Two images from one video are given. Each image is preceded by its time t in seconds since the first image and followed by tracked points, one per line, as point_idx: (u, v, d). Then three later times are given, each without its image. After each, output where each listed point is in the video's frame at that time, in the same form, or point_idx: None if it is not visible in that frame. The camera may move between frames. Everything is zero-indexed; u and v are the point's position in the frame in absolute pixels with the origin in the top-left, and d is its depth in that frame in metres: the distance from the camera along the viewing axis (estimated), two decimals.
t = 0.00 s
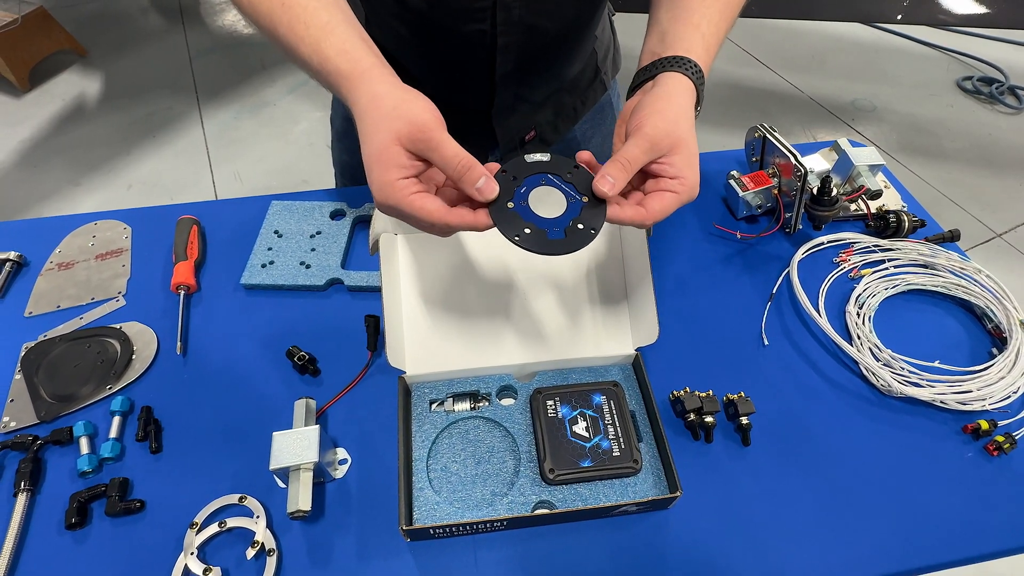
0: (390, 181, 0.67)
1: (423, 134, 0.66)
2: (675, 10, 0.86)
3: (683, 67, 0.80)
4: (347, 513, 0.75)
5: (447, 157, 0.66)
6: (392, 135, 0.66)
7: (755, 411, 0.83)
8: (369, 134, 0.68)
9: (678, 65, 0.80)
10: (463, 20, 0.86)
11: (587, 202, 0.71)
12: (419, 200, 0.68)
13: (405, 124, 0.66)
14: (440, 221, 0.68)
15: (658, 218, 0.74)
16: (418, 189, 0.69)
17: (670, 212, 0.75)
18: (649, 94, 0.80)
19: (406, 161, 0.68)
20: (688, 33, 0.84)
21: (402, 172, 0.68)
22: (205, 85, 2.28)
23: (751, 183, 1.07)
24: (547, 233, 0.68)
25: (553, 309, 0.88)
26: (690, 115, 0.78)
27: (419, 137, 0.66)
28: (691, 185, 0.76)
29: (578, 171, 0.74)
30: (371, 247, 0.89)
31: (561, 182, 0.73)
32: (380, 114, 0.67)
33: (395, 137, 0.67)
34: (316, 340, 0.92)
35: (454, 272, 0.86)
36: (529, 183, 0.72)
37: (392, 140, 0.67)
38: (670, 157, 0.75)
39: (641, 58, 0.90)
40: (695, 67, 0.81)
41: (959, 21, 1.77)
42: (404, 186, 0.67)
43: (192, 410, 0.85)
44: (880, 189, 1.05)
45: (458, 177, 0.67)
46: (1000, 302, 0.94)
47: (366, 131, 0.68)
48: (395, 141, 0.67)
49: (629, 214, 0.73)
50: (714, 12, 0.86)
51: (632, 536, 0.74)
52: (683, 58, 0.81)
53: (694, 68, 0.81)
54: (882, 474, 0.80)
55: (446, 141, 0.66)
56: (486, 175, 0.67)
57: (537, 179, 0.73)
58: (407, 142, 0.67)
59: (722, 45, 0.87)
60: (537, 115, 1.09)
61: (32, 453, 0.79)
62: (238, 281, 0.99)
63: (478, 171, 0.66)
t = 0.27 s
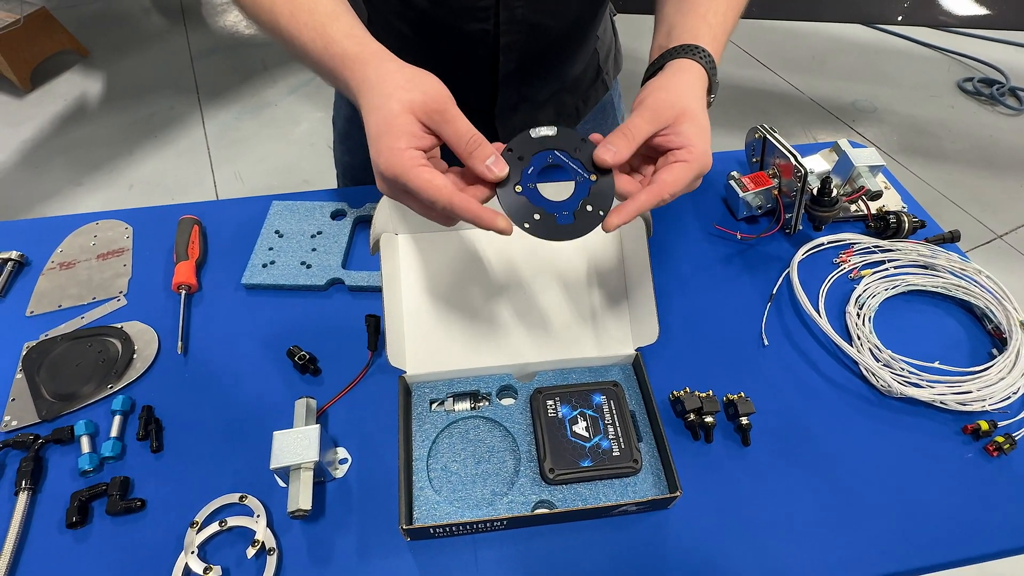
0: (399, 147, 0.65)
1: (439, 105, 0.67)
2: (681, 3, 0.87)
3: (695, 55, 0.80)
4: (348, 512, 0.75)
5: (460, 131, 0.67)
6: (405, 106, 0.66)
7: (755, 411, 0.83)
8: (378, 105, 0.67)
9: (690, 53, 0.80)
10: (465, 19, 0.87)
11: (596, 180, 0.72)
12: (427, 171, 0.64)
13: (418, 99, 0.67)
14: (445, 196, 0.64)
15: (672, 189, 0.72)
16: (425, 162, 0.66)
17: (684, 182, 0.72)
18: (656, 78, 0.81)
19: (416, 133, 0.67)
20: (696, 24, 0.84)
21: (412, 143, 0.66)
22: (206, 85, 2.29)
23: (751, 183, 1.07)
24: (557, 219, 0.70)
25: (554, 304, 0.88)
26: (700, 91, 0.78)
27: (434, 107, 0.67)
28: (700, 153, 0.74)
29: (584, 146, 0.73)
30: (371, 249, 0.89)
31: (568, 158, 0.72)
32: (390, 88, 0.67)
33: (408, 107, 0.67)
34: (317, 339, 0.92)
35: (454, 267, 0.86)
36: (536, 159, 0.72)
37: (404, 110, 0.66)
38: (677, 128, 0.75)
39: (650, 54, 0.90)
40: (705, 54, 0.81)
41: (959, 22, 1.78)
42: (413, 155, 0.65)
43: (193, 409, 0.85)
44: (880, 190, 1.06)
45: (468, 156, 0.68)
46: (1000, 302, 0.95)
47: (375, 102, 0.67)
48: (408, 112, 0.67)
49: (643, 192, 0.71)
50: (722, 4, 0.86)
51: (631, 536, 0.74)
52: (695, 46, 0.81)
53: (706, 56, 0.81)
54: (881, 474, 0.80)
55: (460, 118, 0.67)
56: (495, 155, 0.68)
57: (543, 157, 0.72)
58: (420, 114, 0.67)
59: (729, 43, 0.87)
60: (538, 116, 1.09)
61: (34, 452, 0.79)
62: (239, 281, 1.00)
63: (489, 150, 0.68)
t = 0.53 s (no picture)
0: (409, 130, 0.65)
1: (436, 80, 0.66)
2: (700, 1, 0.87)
3: (719, 50, 0.80)
4: (349, 514, 0.75)
5: (462, 103, 0.67)
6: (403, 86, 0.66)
7: (755, 414, 0.84)
8: (373, 91, 0.66)
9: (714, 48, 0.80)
10: (462, 23, 0.87)
11: (606, 163, 0.73)
12: (443, 155, 0.65)
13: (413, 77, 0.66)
14: (464, 180, 0.66)
15: (678, 178, 0.72)
16: (435, 144, 0.66)
17: (690, 170, 0.73)
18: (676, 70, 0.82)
19: (420, 113, 0.66)
20: (717, 20, 0.84)
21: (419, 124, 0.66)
22: (208, 86, 2.29)
23: (751, 186, 1.07)
24: (562, 198, 0.70)
25: (555, 300, 0.89)
26: (721, 84, 0.78)
27: (432, 85, 0.67)
28: (710, 141, 0.74)
29: (599, 127, 0.74)
30: (374, 250, 0.90)
31: (579, 139, 0.73)
32: (382, 71, 0.66)
33: (406, 87, 0.66)
34: (319, 341, 0.93)
35: (456, 265, 0.88)
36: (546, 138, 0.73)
37: (402, 91, 0.66)
38: (686, 115, 0.75)
39: (670, 51, 0.90)
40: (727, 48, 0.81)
41: (960, 25, 1.78)
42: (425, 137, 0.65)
43: (195, 411, 0.85)
44: (881, 193, 1.06)
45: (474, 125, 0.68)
46: (1001, 306, 0.95)
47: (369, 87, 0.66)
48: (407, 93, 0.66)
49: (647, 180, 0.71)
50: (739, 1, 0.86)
51: (632, 539, 0.74)
52: (718, 42, 0.81)
53: (730, 51, 0.81)
54: (881, 477, 0.80)
55: (458, 89, 0.67)
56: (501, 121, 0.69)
57: (554, 136, 0.73)
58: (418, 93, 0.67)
59: (745, 45, 0.87)
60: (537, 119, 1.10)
61: (36, 453, 0.80)
62: (241, 283, 1.00)
63: (494, 116, 0.68)
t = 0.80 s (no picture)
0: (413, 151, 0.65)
1: (436, 98, 0.67)
2: (699, 13, 0.85)
3: (717, 68, 0.80)
4: (350, 517, 0.75)
5: (464, 113, 0.67)
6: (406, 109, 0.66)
7: (757, 418, 0.84)
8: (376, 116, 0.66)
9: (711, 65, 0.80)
10: (464, 26, 0.87)
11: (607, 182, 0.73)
12: (447, 174, 0.65)
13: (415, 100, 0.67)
14: (469, 198, 0.65)
15: (671, 202, 0.72)
16: (440, 164, 0.66)
17: (684, 194, 0.73)
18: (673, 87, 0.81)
19: (424, 134, 0.67)
20: (715, 35, 0.83)
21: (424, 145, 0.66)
22: (210, 87, 2.30)
23: (753, 190, 1.07)
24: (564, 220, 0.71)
25: (555, 311, 0.88)
26: (719, 104, 0.78)
27: (433, 104, 0.67)
28: (707, 165, 0.74)
29: (601, 145, 0.73)
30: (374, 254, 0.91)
31: (581, 156, 0.73)
32: (385, 96, 0.66)
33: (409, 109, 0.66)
34: (320, 344, 0.93)
35: (457, 273, 0.87)
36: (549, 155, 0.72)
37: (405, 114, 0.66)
38: (684, 137, 0.75)
39: (667, 63, 0.89)
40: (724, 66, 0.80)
41: (962, 28, 1.78)
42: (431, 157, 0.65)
43: (196, 413, 0.85)
44: (884, 196, 1.06)
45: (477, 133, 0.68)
46: (1003, 310, 0.95)
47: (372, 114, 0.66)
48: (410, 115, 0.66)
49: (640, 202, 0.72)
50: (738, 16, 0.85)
51: (633, 542, 0.74)
52: (714, 59, 0.80)
53: (726, 69, 0.81)
54: (883, 482, 0.80)
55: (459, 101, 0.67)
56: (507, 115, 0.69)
57: (556, 152, 0.72)
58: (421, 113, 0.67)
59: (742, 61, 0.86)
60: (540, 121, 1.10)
61: (37, 455, 0.80)
62: (242, 285, 1.00)
63: (497, 114, 0.68)
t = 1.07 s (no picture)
0: (418, 181, 0.67)
1: (440, 131, 0.68)
2: (695, 29, 0.86)
3: (711, 89, 0.81)
4: (350, 521, 0.75)
5: (467, 146, 0.69)
6: (411, 139, 0.67)
7: (757, 422, 0.84)
8: (382, 146, 0.67)
9: (705, 86, 0.81)
10: (466, 29, 0.87)
11: (604, 208, 0.73)
12: (449, 204, 0.67)
13: (420, 130, 0.68)
14: (469, 227, 0.67)
15: (666, 227, 0.73)
16: (443, 194, 0.68)
17: (679, 219, 0.74)
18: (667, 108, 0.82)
19: (428, 164, 0.68)
20: (710, 52, 0.84)
21: (427, 174, 0.68)
22: (212, 89, 2.30)
23: (753, 193, 1.07)
24: (559, 244, 0.72)
25: (555, 319, 0.89)
26: (712, 127, 0.79)
27: (437, 137, 0.69)
28: (700, 191, 0.75)
29: (599, 169, 0.74)
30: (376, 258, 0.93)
31: (580, 182, 0.73)
32: (390, 127, 0.67)
33: (414, 140, 0.68)
34: (320, 347, 0.93)
35: (457, 279, 0.88)
36: (547, 181, 0.73)
37: (411, 145, 0.67)
38: (679, 160, 0.76)
39: (663, 79, 0.90)
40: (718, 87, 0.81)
41: (963, 31, 1.78)
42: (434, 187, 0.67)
43: (197, 416, 0.85)
44: (884, 201, 1.06)
45: (479, 163, 0.70)
46: (1004, 315, 0.94)
47: (378, 143, 0.67)
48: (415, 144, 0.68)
49: (635, 229, 0.73)
50: (734, 31, 0.85)
51: (633, 546, 0.74)
52: (707, 79, 0.81)
53: (720, 89, 0.81)
54: (883, 486, 0.80)
55: (463, 133, 0.69)
56: (508, 146, 0.70)
57: (555, 179, 0.73)
58: (426, 144, 0.69)
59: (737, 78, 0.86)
60: (541, 124, 1.10)
61: (38, 458, 0.80)
62: (243, 288, 1.00)
63: (499, 145, 0.70)
